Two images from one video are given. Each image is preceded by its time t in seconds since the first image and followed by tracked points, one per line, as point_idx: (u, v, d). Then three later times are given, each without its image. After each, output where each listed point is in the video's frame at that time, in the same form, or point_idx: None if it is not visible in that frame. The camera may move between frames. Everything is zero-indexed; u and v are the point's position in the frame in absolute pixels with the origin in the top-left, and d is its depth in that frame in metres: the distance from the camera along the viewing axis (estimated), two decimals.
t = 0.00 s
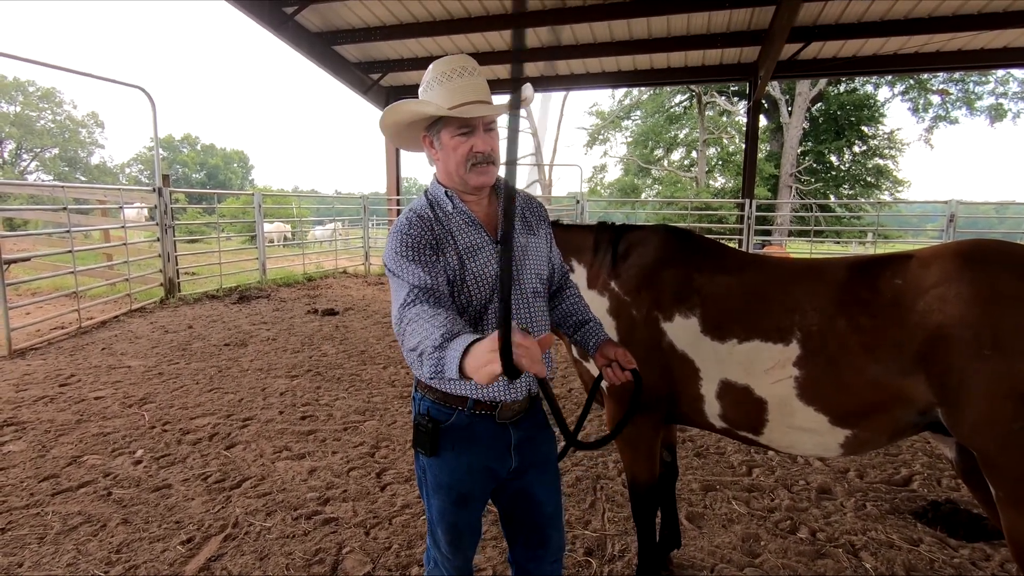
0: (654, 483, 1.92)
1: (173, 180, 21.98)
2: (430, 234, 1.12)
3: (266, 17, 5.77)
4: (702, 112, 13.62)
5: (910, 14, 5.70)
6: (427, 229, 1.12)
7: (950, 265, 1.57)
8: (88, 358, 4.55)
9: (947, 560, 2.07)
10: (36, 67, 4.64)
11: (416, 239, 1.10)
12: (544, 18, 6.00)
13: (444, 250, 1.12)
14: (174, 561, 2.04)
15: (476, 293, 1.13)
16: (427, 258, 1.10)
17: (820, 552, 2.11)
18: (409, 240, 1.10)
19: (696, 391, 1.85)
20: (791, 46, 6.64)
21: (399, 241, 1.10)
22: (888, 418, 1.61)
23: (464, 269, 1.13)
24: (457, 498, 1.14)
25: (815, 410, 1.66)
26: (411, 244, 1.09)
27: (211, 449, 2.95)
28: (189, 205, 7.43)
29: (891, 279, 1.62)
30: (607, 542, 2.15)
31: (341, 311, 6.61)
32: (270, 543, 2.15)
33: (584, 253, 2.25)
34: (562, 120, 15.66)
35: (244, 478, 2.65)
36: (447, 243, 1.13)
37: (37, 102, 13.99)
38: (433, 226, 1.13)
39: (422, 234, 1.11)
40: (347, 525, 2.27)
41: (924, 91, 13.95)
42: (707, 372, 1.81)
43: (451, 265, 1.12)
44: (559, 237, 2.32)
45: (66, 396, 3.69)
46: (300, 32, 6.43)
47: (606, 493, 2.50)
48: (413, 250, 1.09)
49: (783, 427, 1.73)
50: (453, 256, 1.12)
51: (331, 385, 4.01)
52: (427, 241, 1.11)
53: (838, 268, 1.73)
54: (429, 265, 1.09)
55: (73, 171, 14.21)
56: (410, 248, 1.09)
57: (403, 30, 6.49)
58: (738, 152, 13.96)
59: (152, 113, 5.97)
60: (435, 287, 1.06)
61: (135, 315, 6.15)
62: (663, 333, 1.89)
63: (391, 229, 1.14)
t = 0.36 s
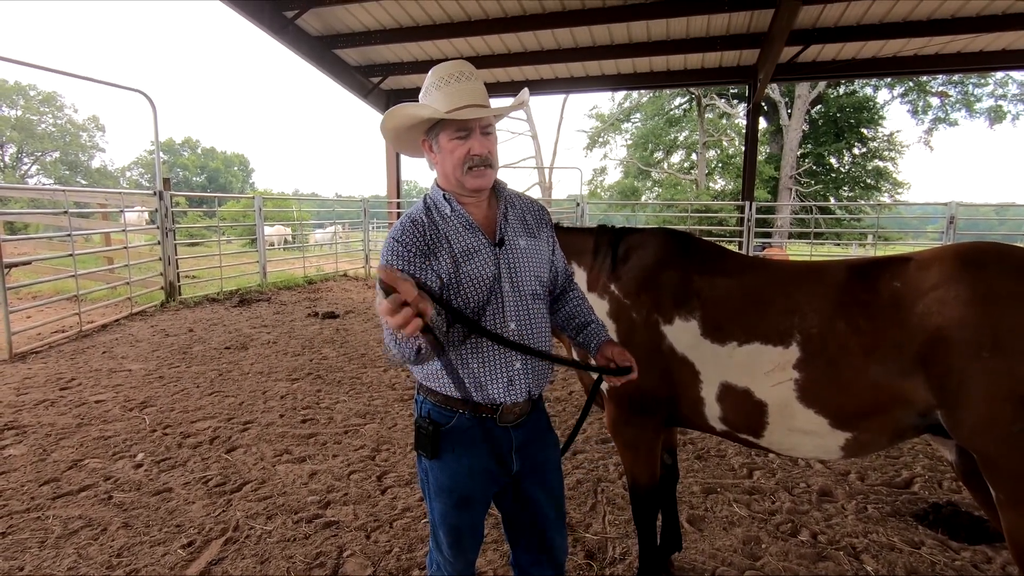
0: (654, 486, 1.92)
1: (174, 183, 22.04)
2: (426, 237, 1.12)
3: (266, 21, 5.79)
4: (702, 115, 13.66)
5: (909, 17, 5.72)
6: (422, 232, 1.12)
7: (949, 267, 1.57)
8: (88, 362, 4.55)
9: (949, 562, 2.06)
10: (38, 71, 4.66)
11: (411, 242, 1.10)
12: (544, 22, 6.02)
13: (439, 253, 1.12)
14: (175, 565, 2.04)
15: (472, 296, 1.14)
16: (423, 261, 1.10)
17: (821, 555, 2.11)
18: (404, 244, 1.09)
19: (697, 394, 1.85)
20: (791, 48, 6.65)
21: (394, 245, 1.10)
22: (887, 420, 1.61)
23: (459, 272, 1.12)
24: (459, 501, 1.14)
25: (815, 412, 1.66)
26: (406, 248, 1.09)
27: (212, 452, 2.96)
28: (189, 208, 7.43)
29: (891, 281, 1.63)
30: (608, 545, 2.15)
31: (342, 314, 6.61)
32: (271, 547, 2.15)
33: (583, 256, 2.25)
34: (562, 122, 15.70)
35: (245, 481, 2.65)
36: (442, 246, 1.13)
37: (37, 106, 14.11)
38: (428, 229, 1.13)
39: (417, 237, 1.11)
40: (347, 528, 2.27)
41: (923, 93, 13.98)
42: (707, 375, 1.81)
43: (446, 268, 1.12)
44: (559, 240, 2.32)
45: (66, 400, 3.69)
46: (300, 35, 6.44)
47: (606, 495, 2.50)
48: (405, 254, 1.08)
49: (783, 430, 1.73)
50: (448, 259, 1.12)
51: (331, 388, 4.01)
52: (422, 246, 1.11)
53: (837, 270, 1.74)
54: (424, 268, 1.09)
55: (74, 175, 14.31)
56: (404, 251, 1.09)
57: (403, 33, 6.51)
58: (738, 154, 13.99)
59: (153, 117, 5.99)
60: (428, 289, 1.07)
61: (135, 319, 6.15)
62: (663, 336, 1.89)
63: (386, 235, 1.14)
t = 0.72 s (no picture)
0: (655, 488, 1.92)
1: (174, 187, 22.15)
2: (437, 232, 1.12)
3: (266, 26, 5.81)
4: (701, 118, 13.70)
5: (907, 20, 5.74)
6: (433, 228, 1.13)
7: (947, 269, 1.57)
8: (88, 366, 4.55)
9: (951, 565, 2.06)
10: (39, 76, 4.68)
11: (425, 235, 1.10)
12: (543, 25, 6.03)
13: (451, 249, 1.14)
14: (174, 569, 2.03)
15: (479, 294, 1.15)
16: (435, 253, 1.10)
17: (822, 558, 2.10)
18: (416, 238, 1.10)
19: (696, 396, 1.84)
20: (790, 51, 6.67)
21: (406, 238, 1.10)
22: (887, 422, 1.61)
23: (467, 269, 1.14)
24: (459, 502, 1.14)
25: (815, 414, 1.66)
26: (421, 240, 1.09)
27: (212, 456, 2.95)
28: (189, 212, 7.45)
29: (889, 283, 1.63)
30: (609, 549, 2.15)
31: (342, 317, 6.62)
32: (271, 551, 2.15)
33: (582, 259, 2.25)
34: (561, 126, 15.75)
35: (245, 485, 2.65)
36: (450, 244, 1.14)
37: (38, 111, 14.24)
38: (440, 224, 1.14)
39: (430, 230, 1.12)
40: (348, 532, 2.27)
41: (922, 95, 14.02)
42: (707, 377, 1.80)
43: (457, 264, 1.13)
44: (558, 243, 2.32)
45: (66, 404, 3.69)
46: (300, 39, 6.46)
47: (607, 499, 2.50)
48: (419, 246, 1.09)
49: (783, 432, 1.73)
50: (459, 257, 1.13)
51: (332, 392, 4.01)
52: (434, 239, 1.12)
53: (836, 272, 1.74)
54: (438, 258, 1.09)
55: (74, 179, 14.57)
56: (420, 243, 1.09)
57: (403, 37, 6.53)
58: (738, 157, 14.01)
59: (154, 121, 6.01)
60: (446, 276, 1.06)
61: (136, 323, 6.16)
62: (663, 339, 1.89)
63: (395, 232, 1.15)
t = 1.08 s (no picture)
0: (655, 490, 1.92)
1: (175, 189, 22.23)
2: (433, 237, 1.12)
3: (266, 28, 5.82)
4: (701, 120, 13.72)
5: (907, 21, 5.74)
6: (429, 233, 1.12)
7: (948, 270, 1.57)
8: (89, 368, 4.56)
9: (953, 567, 2.05)
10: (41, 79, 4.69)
11: (420, 243, 1.09)
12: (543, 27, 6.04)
13: (447, 254, 1.13)
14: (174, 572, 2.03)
15: (478, 298, 1.14)
16: (432, 260, 1.09)
17: (823, 560, 2.10)
18: (412, 246, 1.08)
19: (696, 398, 1.84)
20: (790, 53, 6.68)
21: (403, 246, 1.09)
22: (888, 424, 1.61)
23: (466, 273, 1.13)
24: (459, 503, 1.13)
25: (815, 415, 1.65)
26: (416, 248, 1.08)
27: (212, 458, 2.95)
28: (190, 214, 7.46)
29: (890, 284, 1.62)
30: (610, 550, 2.14)
31: (342, 319, 6.62)
32: (271, 553, 2.15)
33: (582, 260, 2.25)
34: (561, 128, 15.78)
35: (245, 487, 2.64)
36: (449, 248, 1.13)
37: (40, 114, 14.39)
38: (436, 230, 1.13)
39: (426, 238, 1.11)
40: (348, 534, 2.27)
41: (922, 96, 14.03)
42: (707, 378, 1.80)
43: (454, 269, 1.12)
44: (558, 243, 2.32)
45: (67, 406, 3.69)
46: (300, 42, 6.47)
47: (608, 501, 2.49)
48: (415, 255, 1.08)
49: (784, 434, 1.72)
50: (456, 261, 1.12)
51: (332, 393, 4.01)
52: (431, 245, 1.11)
53: (835, 273, 1.74)
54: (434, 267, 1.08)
55: (76, 181, 14.99)
56: (414, 252, 1.08)
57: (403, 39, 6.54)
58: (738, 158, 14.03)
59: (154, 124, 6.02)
60: (437, 287, 1.05)
61: (136, 324, 6.16)
62: (663, 340, 1.89)
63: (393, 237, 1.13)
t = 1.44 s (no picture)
0: (657, 492, 1.92)
1: (176, 190, 22.28)
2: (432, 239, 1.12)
3: (268, 29, 5.83)
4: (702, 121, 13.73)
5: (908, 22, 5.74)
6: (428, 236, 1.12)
7: (949, 271, 1.57)
8: (91, 369, 4.56)
9: (955, 569, 2.05)
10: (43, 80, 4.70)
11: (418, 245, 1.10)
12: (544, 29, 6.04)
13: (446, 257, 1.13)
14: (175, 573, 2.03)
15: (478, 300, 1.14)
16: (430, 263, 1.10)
17: (825, 562, 2.09)
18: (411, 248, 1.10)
19: (697, 400, 1.84)
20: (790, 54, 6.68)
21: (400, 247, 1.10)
22: (889, 426, 1.60)
23: (465, 274, 1.13)
24: (464, 507, 1.13)
25: (816, 417, 1.65)
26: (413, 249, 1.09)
27: (213, 460, 2.95)
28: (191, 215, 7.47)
29: (891, 286, 1.62)
30: (611, 552, 2.14)
31: (343, 320, 6.62)
32: (272, 554, 2.14)
33: (583, 261, 2.25)
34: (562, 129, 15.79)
35: (246, 488, 2.64)
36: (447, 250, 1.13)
37: (41, 114, 14.44)
38: (434, 231, 1.13)
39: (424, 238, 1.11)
40: (349, 535, 2.27)
41: (923, 98, 14.02)
42: (708, 380, 1.80)
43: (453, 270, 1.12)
44: (560, 244, 2.32)
45: (69, 407, 3.69)
46: (301, 43, 6.48)
47: (609, 502, 2.49)
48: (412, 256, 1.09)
49: (786, 436, 1.72)
50: (454, 263, 1.13)
51: (333, 395, 4.01)
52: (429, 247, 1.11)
53: (836, 275, 1.74)
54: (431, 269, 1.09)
55: (77, 182, 15.03)
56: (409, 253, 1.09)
57: (404, 41, 6.55)
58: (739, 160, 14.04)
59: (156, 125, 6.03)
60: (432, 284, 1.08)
61: (138, 325, 6.17)
62: (665, 341, 1.88)
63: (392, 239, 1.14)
